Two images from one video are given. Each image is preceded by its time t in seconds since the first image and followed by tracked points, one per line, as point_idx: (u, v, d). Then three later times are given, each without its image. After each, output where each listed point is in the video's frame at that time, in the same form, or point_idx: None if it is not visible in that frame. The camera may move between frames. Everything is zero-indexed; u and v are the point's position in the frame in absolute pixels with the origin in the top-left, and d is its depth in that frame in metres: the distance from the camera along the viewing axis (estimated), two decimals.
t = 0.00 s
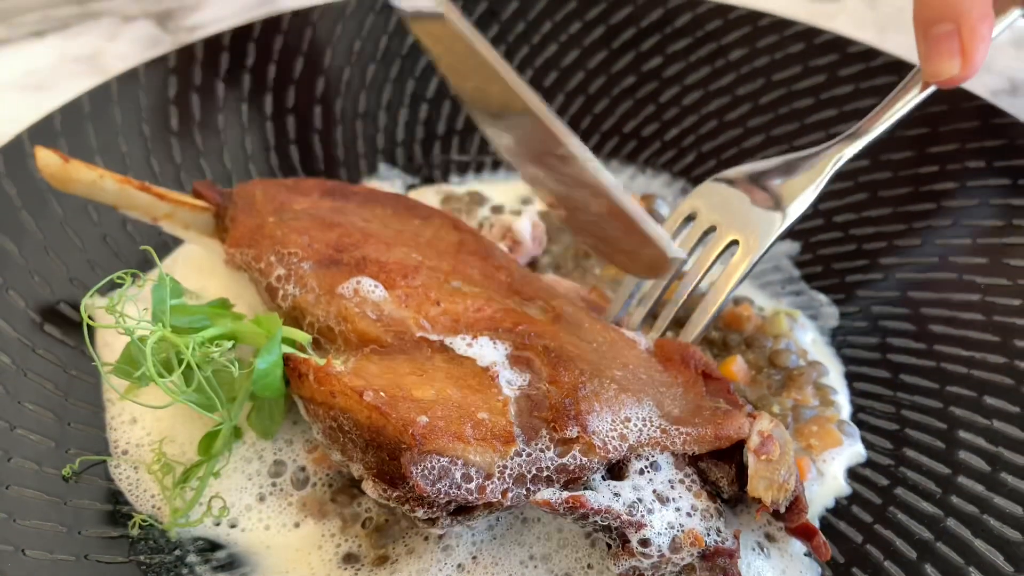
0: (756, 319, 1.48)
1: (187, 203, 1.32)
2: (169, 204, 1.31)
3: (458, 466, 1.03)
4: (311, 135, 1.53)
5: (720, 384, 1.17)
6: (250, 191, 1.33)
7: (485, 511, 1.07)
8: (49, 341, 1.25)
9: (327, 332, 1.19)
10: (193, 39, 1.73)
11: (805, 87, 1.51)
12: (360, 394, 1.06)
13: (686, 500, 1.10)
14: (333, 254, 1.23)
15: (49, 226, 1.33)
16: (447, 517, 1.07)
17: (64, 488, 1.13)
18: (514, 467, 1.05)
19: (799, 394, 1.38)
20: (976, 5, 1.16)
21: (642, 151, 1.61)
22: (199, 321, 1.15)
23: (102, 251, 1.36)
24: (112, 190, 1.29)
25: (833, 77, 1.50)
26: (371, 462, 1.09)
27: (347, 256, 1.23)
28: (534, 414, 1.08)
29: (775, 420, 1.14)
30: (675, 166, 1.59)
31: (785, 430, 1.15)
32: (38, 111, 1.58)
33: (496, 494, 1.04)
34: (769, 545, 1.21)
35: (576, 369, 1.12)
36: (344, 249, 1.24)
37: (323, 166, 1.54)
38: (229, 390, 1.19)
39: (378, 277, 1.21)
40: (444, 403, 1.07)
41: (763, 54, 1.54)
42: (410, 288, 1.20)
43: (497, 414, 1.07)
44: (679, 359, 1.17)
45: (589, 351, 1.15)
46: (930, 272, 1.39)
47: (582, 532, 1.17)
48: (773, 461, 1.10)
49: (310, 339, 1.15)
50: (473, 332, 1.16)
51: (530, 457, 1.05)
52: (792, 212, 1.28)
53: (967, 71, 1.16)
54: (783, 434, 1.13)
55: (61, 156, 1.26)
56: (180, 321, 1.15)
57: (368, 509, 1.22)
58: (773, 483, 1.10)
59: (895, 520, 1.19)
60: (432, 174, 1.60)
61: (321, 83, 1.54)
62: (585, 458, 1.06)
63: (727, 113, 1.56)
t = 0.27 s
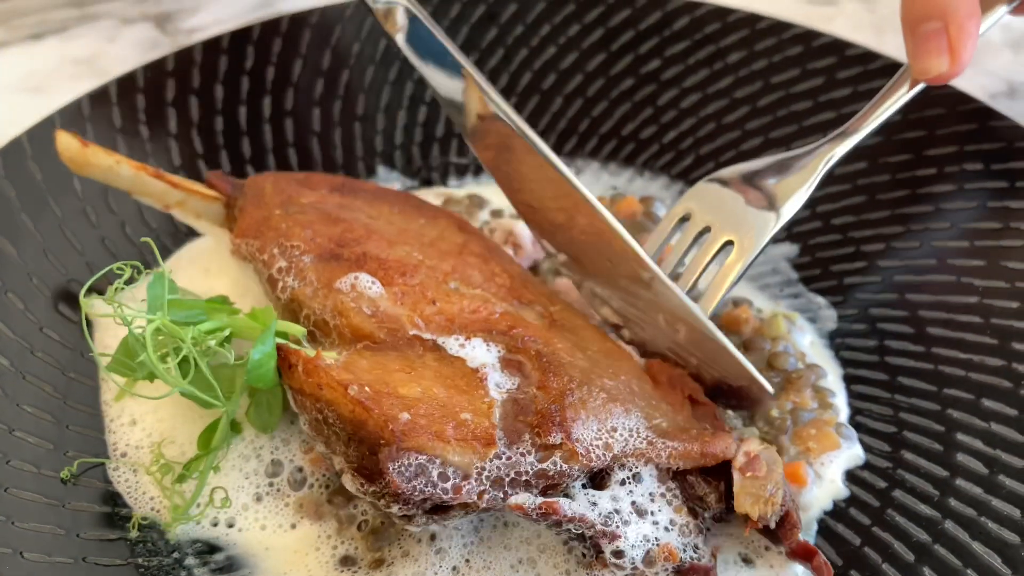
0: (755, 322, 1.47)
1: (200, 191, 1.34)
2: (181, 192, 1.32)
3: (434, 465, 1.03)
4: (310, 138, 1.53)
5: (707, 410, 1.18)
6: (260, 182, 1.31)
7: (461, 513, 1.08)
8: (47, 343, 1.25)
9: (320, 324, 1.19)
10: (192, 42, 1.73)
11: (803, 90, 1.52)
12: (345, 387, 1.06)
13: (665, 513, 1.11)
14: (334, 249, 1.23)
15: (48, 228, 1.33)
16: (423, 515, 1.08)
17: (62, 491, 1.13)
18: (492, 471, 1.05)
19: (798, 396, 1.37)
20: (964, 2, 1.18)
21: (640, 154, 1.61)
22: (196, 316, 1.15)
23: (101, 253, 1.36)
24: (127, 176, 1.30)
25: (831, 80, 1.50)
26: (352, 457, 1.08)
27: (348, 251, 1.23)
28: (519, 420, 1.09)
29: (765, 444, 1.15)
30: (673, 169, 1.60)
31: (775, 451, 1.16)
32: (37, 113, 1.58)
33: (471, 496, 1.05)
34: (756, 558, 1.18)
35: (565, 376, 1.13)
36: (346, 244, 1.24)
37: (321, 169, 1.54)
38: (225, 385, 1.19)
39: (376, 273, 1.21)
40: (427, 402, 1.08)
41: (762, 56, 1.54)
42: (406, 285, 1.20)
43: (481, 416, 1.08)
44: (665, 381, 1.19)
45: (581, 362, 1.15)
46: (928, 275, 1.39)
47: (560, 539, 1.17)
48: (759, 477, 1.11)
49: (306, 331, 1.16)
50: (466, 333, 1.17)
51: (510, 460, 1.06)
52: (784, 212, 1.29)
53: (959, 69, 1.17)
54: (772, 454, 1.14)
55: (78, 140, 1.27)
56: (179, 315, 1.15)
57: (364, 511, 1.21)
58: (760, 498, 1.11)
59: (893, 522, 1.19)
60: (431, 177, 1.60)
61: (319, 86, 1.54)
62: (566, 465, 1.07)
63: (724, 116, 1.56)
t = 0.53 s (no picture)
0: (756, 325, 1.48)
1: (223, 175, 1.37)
2: (202, 174, 1.36)
3: (416, 470, 1.03)
4: (309, 140, 1.53)
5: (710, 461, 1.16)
6: (280, 174, 1.34)
7: (439, 521, 1.08)
8: (46, 345, 1.25)
9: (324, 321, 1.19)
10: (191, 43, 1.74)
11: (801, 92, 1.52)
12: (337, 381, 1.06)
13: (645, 547, 1.10)
14: (345, 247, 1.24)
15: (46, 230, 1.33)
16: (399, 522, 1.08)
17: (61, 493, 1.13)
18: (474, 483, 1.05)
19: (801, 399, 1.38)
20: (951, 2, 1.19)
21: (640, 156, 1.61)
22: (189, 315, 1.15)
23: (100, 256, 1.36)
24: (152, 154, 1.35)
25: (830, 82, 1.50)
26: (335, 454, 1.07)
27: (358, 251, 1.23)
28: (511, 435, 1.08)
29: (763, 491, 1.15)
30: (672, 171, 1.60)
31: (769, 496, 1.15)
32: (37, 115, 1.59)
33: (449, 506, 1.05)
34: None
35: (563, 397, 1.12)
36: (357, 244, 1.24)
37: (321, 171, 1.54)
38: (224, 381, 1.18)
39: (383, 275, 1.20)
40: (417, 406, 1.06)
41: (761, 59, 1.55)
42: (412, 290, 1.19)
43: (469, 426, 1.07)
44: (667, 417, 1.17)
45: (580, 384, 1.14)
46: (926, 277, 1.39)
47: (536, 560, 1.14)
48: (746, 524, 1.11)
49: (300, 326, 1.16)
50: (467, 343, 1.16)
51: (492, 475, 1.06)
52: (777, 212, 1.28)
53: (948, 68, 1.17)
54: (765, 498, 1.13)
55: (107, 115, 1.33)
56: (172, 315, 1.14)
57: (351, 515, 1.21)
58: (745, 546, 1.10)
59: (892, 524, 1.19)
60: (431, 180, 1.59)
61: (319, 88, 1.54)
62: (551, 486, 1.07)
63: (723, 118, 1.56)
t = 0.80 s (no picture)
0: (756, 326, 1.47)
1: (171, 190, 1.30)
2: (149, 188, 1.29)
3: (377, 481, 1.05)
4: (309, 142, 1.53)
5: (672, 430, 1.16)
6: (228, 183, 1.30)
7: (404, 530, 1.09)
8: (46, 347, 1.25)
9: (278, 331, 1.18)
10: (191, 46, 1.74)
11: (800, 94, 1.52)
12: (292, 395, 1.08)
13: (612, 542, 1.09)
14: (297, 255, 1.21)
15: (46, 232, 1.33)
16: (363, 531, 1.09)
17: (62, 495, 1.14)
18: (437, 490, 1.07)
19: (801, 402, 1.38)
20: (944, 4, 1.20)
21: (639, 158, 1.62)
22: (147, 325, 1.12)
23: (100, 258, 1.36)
24: (96, 168, 1.28)
25: (829, 84, 1.51)
26: (297, 468, 1.10)
27: (311, 256, 1.21)
28: (470, 438, 1.10)
29: (723, 471, 1.10)
30: (672, 173, 1.60)
31: (733, 480, 1.10)
32: (38, 117, 1.59)
33: (413, 514, 1.06)
34: None
35: (521, 397, 1.12)
36: (310, 251, 1.22)
37: (321, 173, 1.54)
38: (180, 394, 1.14)
39: (337, 281, 1.19)
40: (374, 415, 1.08)
41: (761, 61, 1.55)
42: (366, 295, 1.18)
43: (429, 433, 1.08)
44: (640, 401, 1.17)
45: (541, 381, 1.15)
46: (926, 279, 1.39)
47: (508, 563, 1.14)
48: (706, 517, 1.05)
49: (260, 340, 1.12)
50: (426, 346, 1.15)
51: (455, 480, 1.08)
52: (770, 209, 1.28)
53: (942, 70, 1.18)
54: (729, 486, 1.09)
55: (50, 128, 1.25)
56: (127, 327, 1.11)
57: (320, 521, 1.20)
58: (700, 542, 1.06)
59: (891, 526, 1.20)
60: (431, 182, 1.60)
61: (319, 90, 1.54)
62: (514, 488, 1.07)
63: (723, 120, 1.56)
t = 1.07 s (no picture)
0: (768, 323, 1.48)
1: (142, 224, 1.28)
2: (120, 227, 1.27)
3: (430, 493, 1.05)
4: (309, 143, 1.54)
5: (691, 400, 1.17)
6: (206, 211, 1.28)
7: (459, 539, 1.09)
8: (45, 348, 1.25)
9: (290, 356, 1.16)
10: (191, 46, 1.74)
11: (799, 95, 1.52)
12: (326, 420, 1.07)
13: (659, 518, 1.12)
14: (294, 276, 1.21)
15: (45, 233, 1.33)
16: (420, 545, 1.09)
17: (60, 495, 1.14)
18: (488, 494, 1.07)
19: (801, 402, 1.38)
20: None
21: (638, 159, 1.62)
22: (154, 336, 1.11)
23: (99, 258, 1.37)
24: (60, 213, 1.25)
25: (828, 84, 1.51)
26: (340, 492, 1.09)
27: (309, 276, 1.21)
28: (507, 437, 1.10)
29: (749, 437, 1.16)
30: (671, 174, 1.60)
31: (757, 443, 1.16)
32: (38, 117, 1.59)
33: (470, 521, 1.06)
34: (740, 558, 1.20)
35: (547, 390, 1.13)
36: (305, 272, 1.21)
37: (321, 173, 1.55)
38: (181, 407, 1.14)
39: (341, 299, 1.19)
40: (413, 429, 1.09)
41: (760, 61, 1.55)
42: (373, 309, 1.18)
43: (468, 438, 1.09)
44: (652, 374, 1.18)
45: (557, 373, 1.16)
46: (925, 279, 1.39)
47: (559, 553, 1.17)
48: (744, 482, 1.12)
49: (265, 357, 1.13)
50: (441, 353, 1.15)
51: (504, 482, 1.08)
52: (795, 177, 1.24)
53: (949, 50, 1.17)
54: (756, 451, 1.15)
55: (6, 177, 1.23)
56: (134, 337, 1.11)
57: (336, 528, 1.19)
58: (744, 506, 1.12)
59: (890, 527, 1.20)
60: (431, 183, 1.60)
61: (318, 90, 1.54)
62: (559, 481, 1.08)
63: (722, 121, 1.56)
